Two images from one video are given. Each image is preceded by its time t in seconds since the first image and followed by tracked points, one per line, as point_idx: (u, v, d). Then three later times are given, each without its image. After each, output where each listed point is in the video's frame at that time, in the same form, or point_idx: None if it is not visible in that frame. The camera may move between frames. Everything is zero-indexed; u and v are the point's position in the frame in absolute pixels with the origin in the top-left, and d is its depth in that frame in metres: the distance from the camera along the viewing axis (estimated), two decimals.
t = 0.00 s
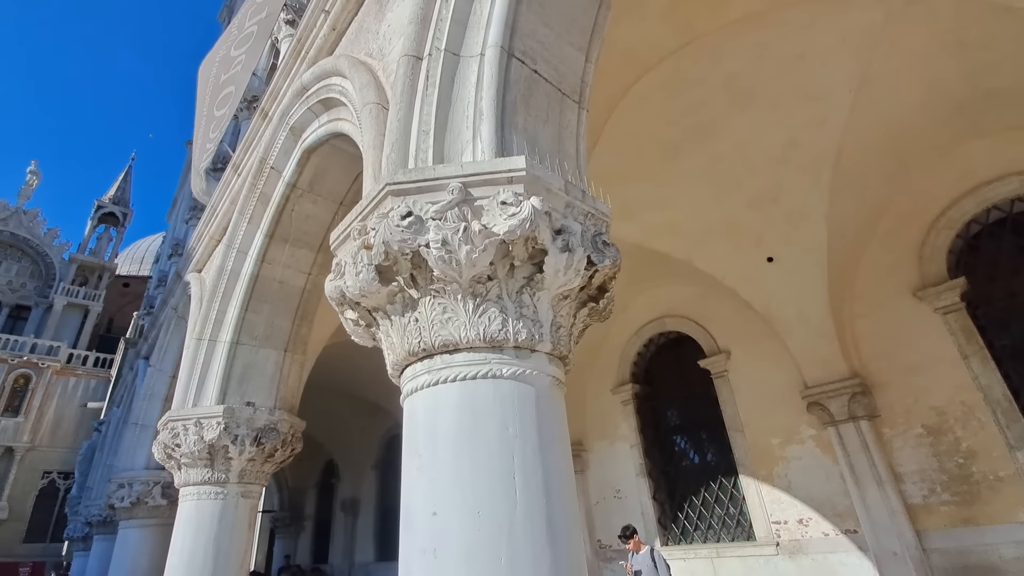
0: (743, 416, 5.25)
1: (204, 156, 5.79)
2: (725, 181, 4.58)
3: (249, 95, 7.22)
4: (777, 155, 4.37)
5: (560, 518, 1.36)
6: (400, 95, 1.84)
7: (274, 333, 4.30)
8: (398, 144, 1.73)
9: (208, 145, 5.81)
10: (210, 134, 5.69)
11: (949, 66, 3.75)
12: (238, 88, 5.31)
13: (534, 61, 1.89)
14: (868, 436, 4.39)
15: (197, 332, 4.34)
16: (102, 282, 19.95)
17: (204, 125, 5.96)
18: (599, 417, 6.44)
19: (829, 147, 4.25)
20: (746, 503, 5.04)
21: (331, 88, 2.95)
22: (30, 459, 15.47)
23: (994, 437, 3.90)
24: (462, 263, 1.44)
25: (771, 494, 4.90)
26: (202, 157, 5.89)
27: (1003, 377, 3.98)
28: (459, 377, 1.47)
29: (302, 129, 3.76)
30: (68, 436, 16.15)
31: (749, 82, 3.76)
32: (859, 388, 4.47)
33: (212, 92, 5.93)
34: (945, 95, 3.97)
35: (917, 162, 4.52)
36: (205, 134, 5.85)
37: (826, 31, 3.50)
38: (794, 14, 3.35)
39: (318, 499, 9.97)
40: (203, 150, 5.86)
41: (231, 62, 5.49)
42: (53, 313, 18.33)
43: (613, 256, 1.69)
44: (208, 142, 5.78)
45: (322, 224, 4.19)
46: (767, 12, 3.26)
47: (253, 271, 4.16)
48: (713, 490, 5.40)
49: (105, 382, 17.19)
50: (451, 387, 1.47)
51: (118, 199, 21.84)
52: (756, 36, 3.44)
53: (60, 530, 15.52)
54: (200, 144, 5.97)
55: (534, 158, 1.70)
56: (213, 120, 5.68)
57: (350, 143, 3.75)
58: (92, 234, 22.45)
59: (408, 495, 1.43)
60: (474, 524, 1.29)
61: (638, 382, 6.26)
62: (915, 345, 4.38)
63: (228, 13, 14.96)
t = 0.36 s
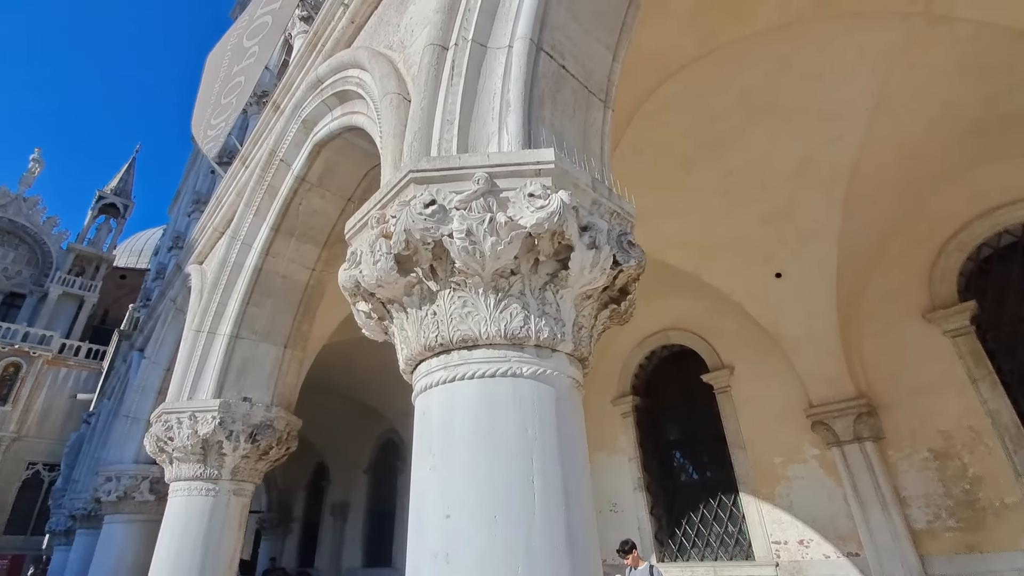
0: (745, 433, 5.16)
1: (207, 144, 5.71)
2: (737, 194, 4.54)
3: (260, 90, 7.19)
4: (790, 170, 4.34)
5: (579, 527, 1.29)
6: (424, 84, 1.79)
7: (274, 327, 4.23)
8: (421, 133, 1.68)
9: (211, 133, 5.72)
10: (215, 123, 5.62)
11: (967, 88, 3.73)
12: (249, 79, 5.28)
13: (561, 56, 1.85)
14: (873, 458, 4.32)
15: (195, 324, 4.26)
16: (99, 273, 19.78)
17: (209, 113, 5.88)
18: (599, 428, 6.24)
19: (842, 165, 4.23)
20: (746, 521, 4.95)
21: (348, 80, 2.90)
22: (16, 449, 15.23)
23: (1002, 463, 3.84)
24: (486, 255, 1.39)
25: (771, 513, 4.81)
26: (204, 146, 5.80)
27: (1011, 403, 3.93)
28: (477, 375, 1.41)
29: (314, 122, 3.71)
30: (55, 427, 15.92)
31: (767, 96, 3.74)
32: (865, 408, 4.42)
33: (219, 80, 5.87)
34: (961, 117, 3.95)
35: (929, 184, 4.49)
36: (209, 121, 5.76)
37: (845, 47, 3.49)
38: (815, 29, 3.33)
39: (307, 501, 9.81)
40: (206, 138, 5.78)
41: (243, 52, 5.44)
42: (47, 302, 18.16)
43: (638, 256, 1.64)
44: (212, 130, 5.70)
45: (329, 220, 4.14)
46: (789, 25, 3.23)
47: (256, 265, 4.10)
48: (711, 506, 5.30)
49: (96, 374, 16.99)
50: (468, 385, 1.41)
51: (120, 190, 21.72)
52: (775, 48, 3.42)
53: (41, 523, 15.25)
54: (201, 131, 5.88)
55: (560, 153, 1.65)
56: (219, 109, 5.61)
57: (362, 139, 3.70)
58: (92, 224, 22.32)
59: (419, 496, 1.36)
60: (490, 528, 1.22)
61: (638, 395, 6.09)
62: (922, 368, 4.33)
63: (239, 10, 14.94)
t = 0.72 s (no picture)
0: (734, 441, 5.16)
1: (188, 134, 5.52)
2: (731, 204, 4.58)
3: (247, 86, 7.04)
4: (783, 181, 4.40)
5: (605, 535, 1.24)
6: (440, 77, 1.75)
7: (262, 328, 4.10)
8: (437, 127, 1.64)
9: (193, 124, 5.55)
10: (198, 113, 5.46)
11: (956, 105, 3.84)
12: (236, 70, 5.18)
13: (579, 55, 1.82)
14: (862, 466, 4.37)
15: (178, 324, 4.11)
16: (69, 272, 19.11)
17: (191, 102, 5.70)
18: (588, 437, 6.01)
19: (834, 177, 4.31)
20: (735, 529, 4.91)
21: (350, 75, 2.84)
22: None
23: (987, 472, 3.91)
24: (510, 251, 1.34)
25: (760, 522, 4.81)
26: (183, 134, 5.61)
27: (995, 413, 4.02)
28: (497, 375, 1.35)
29: (310, 118, 3.62)
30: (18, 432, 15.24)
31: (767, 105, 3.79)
32: (853, 417, 4.48)
33: (201, 68, 5.69)
34: (948, 134, 4.06)
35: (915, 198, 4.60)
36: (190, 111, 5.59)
37: (842, 61, 3.56)
38: (814, 42, 3.39)
39: (284, 510, 9.54)
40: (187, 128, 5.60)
41: (228, 40, 5.33)
42: (13, 302, 17.45)
43: (658, 257, 1.60)
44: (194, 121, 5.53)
45: (321, 219, 4.03)
46: (790, 37, 3.29)
47: (244, 263, 3.98)
48: (701, 515, 5.22)
49: (63, 377, 16.35)
50: (488, 387, 1.35)
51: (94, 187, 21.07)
52: (775, 60, 3.47)
53: None
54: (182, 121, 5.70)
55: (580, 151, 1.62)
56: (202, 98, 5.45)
57: (360, 137, 3.62)
58: (62, 222, 21.58)
59: (437, 500, 1.30)
60: (515, 536, 1.17)
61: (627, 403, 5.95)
62: (909, 378, 4.41)
63: (225, 7, 14.69)
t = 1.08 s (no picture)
0: (719, 442, 5.16)
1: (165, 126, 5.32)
2: (720, 207, 4.62)
3: (227, 81, 6.86)
4: (771, 185, 4.47)
5: (629, 533, 1.20)
6: (451, 65, 1.70)
7: (244, 328, 3.96)
8: (449, 115, 1.59)
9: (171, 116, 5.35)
10: (176, 105, 5.27)
11: (936, 115, 3.97)
12: (220, 63, 5.04)
13: (591, 47, 1.80)
14: (845, 466, 4.46)
15: (155, 321, 3.93)
16: (28, 271, 18.23)
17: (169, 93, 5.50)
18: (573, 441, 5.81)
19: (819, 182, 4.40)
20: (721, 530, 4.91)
21: (346, 66, 2.77)
22: None
23: (965, 471, 4.04)
24: (530, 240, 1.30)
25: (745, 523, 4.83)
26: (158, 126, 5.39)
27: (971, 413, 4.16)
28: (516, 369, 1.31)
29: (300, 110, 3.50)
30: None
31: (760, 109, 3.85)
32: (836, 418, 4.57)
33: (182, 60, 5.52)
34: (928, 142, 4.19)
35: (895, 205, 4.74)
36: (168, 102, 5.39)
37: (831, 67, 3.64)
38: (806, 47, 3.46)
39: (257, 518, 9.21)
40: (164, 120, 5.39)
41: (212, 30, 5.17)
42: None
43: (673, 252, 1.58)
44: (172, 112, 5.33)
45: (308, 215, 3.91)
46: (784, 42, 3.34)
47: (226, 260, 3.84)
48: (686, 517, 5.18)
49: (20, 381, 15.56)
50: (506, 381, 1.30)
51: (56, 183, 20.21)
52: (769, 64, 3.53)
53: None
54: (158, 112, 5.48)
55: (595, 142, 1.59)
56: (182, 90, 5.27)
57: (352, 131, 3.52)
58: (21, 219, 20.60)
59: (453, 500, 1.24)
60: (540, 535, 1.12)
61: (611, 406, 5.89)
62: (889, 379, 4.52)
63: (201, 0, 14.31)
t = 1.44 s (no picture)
0: (707, 458, 5.09)
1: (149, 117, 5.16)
2: (713, 222, 4.63)
3: (218, 79, 6.76)
4: (764, 201, 4.50)
5: (645, 546, 1.14)
6: (464, 59, 1.66)
7: (226, 329, 3.82)
8: (462, 109, 1.55)
9: (155, 107, 5.20)
10: (162, 95, 5.13)
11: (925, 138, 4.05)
12: (214, 58, 4.98)
13: (605, 49, 1.78)
14: (833, 484, 4.45)
15: (134, 320, 3.78)
16: None
17: (151, 80, 5.32)
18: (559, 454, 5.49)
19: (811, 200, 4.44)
20: (709, 548, 4.84)
21: (347, 63, 2.72)
22: None
23: (951, 491, 4.06)
24: (547, 236, 1.25)
25: (733, 541, 4.76)
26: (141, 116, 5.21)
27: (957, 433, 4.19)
28: (528, 370, 1.25)
29: (296, 108, 3.42)
30: None
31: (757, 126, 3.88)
32: (825, 436, 4.57)
33: (168, 48, 5.37)
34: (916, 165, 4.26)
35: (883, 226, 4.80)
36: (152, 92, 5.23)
37: (825, 87, 3.70)
38: (803, 66, 3.51)
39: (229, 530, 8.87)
40: (147, 111, 5.23)
41: (204, 23, 5.08)
42: None
43: (686, 256, 1.55)
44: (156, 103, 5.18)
45: (299, 216, 3.80)
46: (782, 59, 3.38)
47: (213, 258, 3.73)
48: (673, 533, 5.11)
49: None
50: (518, 382, 1.24)
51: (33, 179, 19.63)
52: (765, 81, 3.56)
53: None
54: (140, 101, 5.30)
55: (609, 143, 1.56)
56: (169, 81, 5.14)
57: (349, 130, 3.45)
58: None
59: (459, 508, 1.16)
60: (555, 545, 1.05)
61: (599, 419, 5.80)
62: (878, 398, 4.53)
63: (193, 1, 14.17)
